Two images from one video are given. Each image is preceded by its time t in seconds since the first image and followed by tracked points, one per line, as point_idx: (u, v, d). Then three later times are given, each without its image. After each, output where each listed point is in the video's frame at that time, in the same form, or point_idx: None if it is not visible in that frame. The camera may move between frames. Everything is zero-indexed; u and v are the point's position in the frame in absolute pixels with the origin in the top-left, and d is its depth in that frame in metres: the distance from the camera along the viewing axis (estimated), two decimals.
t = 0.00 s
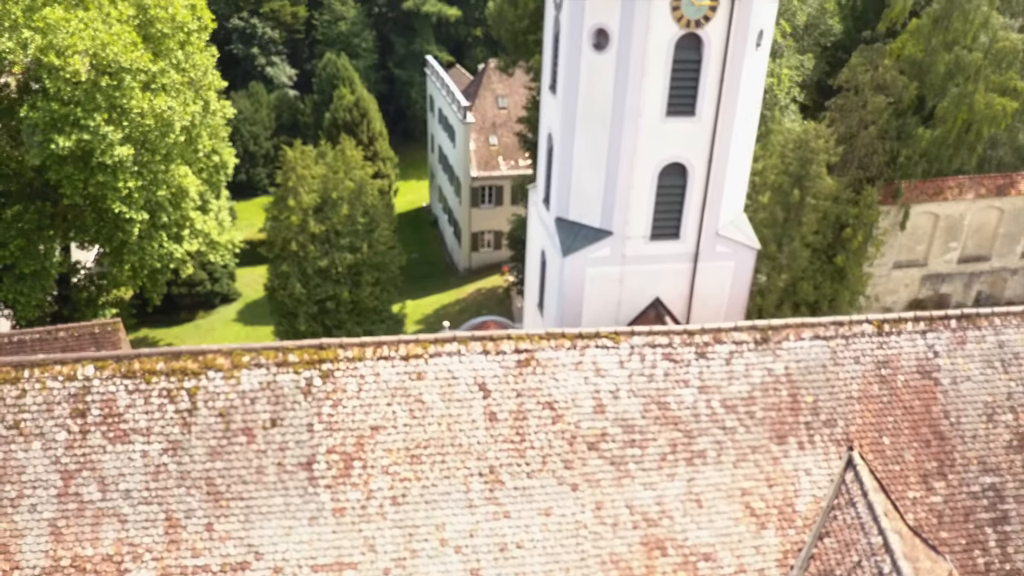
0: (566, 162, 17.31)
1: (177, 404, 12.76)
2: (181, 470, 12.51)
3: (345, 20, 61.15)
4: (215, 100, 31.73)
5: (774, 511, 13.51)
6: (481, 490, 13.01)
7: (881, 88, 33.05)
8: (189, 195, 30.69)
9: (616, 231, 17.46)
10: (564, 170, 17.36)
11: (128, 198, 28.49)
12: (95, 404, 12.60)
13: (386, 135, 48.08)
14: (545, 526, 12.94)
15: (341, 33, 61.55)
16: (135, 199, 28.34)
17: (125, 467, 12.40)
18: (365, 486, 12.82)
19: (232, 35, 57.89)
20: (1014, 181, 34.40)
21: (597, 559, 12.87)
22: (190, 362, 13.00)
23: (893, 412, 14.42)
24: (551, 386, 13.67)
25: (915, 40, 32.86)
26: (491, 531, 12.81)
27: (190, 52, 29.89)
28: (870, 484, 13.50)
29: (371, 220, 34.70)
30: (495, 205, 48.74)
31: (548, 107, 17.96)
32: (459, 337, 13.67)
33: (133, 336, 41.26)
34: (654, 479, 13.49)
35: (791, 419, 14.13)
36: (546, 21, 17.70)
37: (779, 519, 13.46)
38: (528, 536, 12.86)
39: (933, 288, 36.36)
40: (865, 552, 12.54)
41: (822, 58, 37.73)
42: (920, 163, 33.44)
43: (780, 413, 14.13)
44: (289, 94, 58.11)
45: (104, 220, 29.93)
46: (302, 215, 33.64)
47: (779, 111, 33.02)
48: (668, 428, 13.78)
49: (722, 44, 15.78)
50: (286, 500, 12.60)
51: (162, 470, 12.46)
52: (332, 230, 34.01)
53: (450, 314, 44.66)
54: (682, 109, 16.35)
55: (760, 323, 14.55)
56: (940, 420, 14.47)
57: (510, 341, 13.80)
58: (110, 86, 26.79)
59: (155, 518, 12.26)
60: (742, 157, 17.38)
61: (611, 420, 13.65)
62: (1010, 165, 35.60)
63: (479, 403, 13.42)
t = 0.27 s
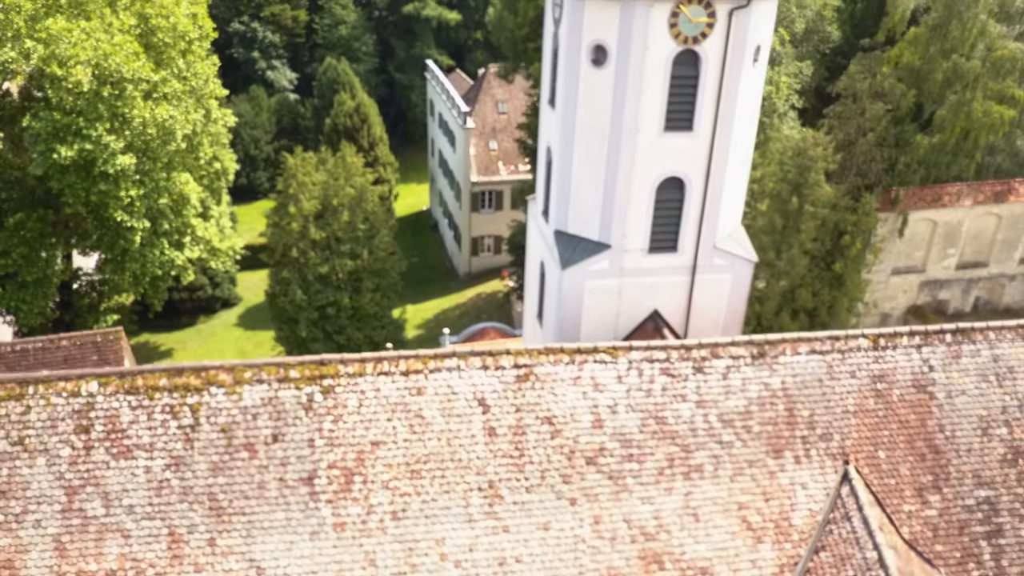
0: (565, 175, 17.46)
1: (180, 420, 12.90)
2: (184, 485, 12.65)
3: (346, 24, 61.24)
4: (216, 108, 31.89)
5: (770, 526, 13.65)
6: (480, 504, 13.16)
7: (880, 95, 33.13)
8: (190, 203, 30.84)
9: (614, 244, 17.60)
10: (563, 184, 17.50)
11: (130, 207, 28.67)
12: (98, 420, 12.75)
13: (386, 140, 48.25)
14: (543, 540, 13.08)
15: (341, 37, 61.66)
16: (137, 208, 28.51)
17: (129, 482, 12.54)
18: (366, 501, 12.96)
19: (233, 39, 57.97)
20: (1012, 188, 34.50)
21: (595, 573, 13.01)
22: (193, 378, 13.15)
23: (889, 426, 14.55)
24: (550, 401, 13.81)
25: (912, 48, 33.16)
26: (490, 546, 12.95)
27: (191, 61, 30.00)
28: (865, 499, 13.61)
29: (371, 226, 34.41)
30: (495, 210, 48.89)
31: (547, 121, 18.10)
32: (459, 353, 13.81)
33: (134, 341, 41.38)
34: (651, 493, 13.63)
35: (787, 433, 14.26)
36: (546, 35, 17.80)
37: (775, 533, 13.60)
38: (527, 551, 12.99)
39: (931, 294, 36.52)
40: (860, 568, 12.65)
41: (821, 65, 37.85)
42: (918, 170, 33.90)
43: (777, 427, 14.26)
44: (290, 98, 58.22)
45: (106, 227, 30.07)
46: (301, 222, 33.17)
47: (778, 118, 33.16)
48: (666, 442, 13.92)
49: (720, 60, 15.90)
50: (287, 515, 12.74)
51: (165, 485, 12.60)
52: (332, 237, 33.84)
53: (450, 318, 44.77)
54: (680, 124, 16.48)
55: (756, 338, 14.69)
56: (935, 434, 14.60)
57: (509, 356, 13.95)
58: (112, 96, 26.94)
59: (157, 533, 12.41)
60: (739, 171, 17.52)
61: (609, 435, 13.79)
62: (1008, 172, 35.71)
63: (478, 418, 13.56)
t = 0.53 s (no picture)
0: (564, 191, 17.64)
1: (183, 439, 13.07)
2: (187, 503, 12.82)
3: (346, 29, 61.35)
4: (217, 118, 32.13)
5: (766, 541, 13.81)
6: (480, 521, 13.33)
7: (878, 104, 33.20)
8: (192, 212, 31.07)
9: (613, 259, 17.79)
10: (562, 200, 17.69)
11: (133, 217, 28.90)
12: (103, 438, 12.92)
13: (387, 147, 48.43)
14: (542, 556, 13.25)
15: (342, 41, 61.79)
16: (139, 218, 28.72)
17: (133, 500, 12.71)
18: (367, 518, 13.13)
19: (234, 44, 58.11)
20: (1010, 197, 34.61)
21: None
22: (196, 397, 13.33)
23: (884, 442, 14.71)
24: (549, 419, 13.97)
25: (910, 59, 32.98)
26: (490, 562, 13.12)
27: (193, 71, 30.23)
28: (861, 515, 13.61)
29: (372, 234, 34.41)
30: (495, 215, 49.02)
31: (546, 136, 18.28)
32: (458, 371, 13.97)
33: (136, 346, 41.57)
34: (649, 509, 13.80)
35: (784, 449, 14.42)
36: (544, 53, 17.96)
37: (771, 549, 13.76)
38: (526, 567, 13.16)
39: (929, 301, 36.72)
40: None
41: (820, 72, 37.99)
42: (917, 179, 33.94)
43: (773, 443, 14.42)
44: (291, 102, 58.36)
45: (109, 236, 30.23)
46: (303, 230, 33.28)
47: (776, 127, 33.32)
48: (663, 459, 14.09)
49: (717, 79, 16.05)
50: (289, 532, 12.91)
51: (169, 503, 12.77)
52: (333, 245, 33.80)
53: (451, 324, 44.93)
54: (678, 142, 16.65)
55: (753, 355, 14.85)
56: (930, 450, 14.76)
57: (508, 374, 14.11)
58: (114, 107, 27.12)
59: (161, 550, 12.58)
60: (737, 187, 17.69)
61: (607, 452, 13.96)
62: (1006, 180, 35.68)
63: (477, 435, 13.72)
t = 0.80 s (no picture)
0: (564, 204, 17.80)
1: (187, 452, 13.22)
2: (191, 516, 12.97)
3: (347, 33, 61.48)
4: (218, 125, 32.33)
5: (763, 554, 13.94)
6: (480, 534, 13.45)
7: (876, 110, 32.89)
8: (194, 218, 31.26)
9: (611, 271, 17.93)
10: (562, 212, 17.83)
11: (135, 225, 29.09)
12: (107, 452, 13.07)
13: (388, 152, 48.63)
14: (542, 569, 13.38)
15: (342, 45, 61.91)
16: (141, 226, 28.90)
17: (137, 514, 12.86)
18: (368, 531, 13.26)
19: (234, 48, 58.23)
20: (1008, 203, 34.43)
21: None
22: (200, 411, 13.49)
23: (880, 454, 14.84)
24: (548, 432, 14.11)
25: (909, 66, 33.32)
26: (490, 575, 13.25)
27: (194, 79, 30.42)
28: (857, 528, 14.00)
29: (373, 240, 34.52)
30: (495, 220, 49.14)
31: (546, 149, 18.42)
32: (458, 384, 14.13)
33: (137, 351, 41.71)
34: (647, 522, 13.93)
35: (781, 462, 14.55)
36: (544, 66, 18.10)
37: (769, 562, 13.89)
38: None
39: (927, 306, 36.79)
40: None
41: (819, 78, 38.13)
42: (916, 185, 34.16)
43: (770, 456, 14.55)
44: (292, 106, 58.50)
45: (111, 243, 30.33)
46: (304, 235, 33.35)
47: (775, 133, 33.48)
48: (661, 471, 14.23)
49: (715, 94, 16.18)
50: (292, 545, 13.05)
51: (173, 517, 12.92)
52: (334, 250, 33.84)
53: (451, 328, 45.06)
54: (676, 156, 16.79)
55: (750, 368, 15.00)
56: (926, 462, 14.89)
57: (508, 388, 14.26)
58: (116, 116, 27.24)
59: (165, 564, 12.72)
60: (735, 199, 17.83)
61: (607, 465, 14.10)
62: (1004, 186, 35.75)
63: (477, 449, 13.86)
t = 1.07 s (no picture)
0: (563, 219, 18.00)
1: (191, 469, 13.42)
2: (195, 532, 13.16)
3: (347, 38, 61.65)
4: (220, 135, 32.59)
5: (759, 568, 14.13)
6: (480, 550, 13.64)
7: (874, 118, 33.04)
8: (196, 227, 31.51)
9: (610, 285, 18.12)
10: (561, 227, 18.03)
11: (138, 235, 29.36)
12: (113, 470, 13.27)
13: (388, 158, 48.84)
14: None
15: (343, 50, 62.08)
16: (144, 235, 29.17)
17: (142, 530, 13.06)
18: (370, 547, 13.44)
19: (235, 53, 58.36)
20: (1004, 210, 34.62)
21: None
22: (203, 428, 13.68)
23: (875, 469, 15.02)
24: (547, 448, 14.30)
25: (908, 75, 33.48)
26: None
27: (196, 89, 30.74)
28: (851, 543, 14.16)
29: (374, 247, 34.66)
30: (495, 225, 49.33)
31: (545, 164, 18.62)
32: (458, 401, 14.32)
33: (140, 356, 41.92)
34: (645, 537, 14.12)
35: (777, 477, 14.74)
36: (543, 83, 18.31)
37: None
38: None
39: (926, 313, 36.91)
40: None
41: (818, 86, 38.32)
42: (914, 194, 34.12)
43: (767, 471, 14.74)
44: (293, 110, 58.67)
45: (113, 251, 30.50)
46: (305, 243, 33.49)
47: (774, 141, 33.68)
48: (659, 486, 14.42)
49: (712, 112, 16.37)
50: (294, 560, 13.23)
51: (177, 533, 13.11)
52: (335, 258, 33.95)
53: (451, 334, 45.24)
54: (674, 173, 16.99)
55: (747, 384, 15.19)
56: (920, 477, 15.07)
57: (508, 404, 14.45)
58: (119, 127, 27.47)
59: None
60: (732, 214, 18.03)
61: (605, 480, 14.29)
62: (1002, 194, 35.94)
63: (477, 465, 14.05)
